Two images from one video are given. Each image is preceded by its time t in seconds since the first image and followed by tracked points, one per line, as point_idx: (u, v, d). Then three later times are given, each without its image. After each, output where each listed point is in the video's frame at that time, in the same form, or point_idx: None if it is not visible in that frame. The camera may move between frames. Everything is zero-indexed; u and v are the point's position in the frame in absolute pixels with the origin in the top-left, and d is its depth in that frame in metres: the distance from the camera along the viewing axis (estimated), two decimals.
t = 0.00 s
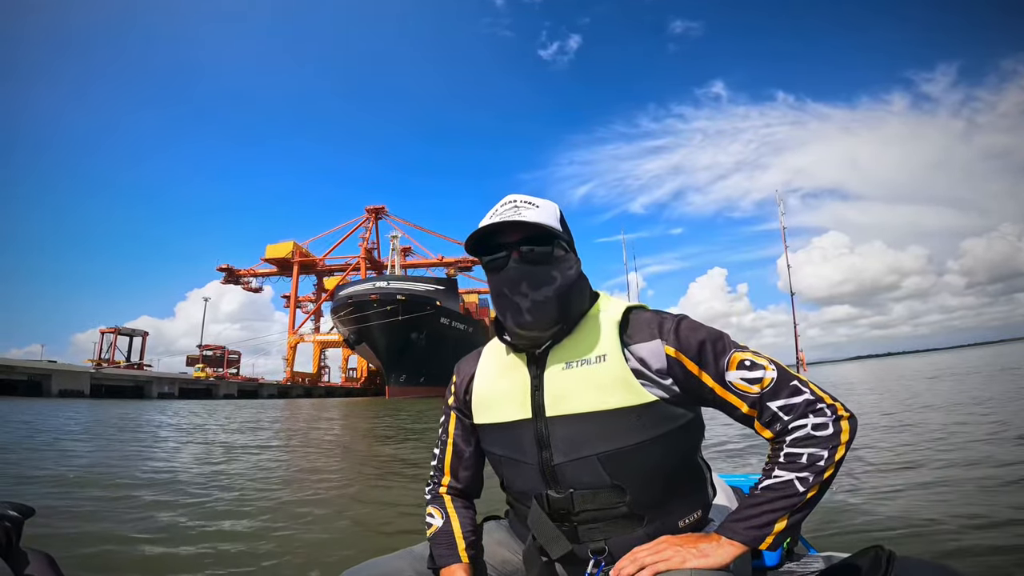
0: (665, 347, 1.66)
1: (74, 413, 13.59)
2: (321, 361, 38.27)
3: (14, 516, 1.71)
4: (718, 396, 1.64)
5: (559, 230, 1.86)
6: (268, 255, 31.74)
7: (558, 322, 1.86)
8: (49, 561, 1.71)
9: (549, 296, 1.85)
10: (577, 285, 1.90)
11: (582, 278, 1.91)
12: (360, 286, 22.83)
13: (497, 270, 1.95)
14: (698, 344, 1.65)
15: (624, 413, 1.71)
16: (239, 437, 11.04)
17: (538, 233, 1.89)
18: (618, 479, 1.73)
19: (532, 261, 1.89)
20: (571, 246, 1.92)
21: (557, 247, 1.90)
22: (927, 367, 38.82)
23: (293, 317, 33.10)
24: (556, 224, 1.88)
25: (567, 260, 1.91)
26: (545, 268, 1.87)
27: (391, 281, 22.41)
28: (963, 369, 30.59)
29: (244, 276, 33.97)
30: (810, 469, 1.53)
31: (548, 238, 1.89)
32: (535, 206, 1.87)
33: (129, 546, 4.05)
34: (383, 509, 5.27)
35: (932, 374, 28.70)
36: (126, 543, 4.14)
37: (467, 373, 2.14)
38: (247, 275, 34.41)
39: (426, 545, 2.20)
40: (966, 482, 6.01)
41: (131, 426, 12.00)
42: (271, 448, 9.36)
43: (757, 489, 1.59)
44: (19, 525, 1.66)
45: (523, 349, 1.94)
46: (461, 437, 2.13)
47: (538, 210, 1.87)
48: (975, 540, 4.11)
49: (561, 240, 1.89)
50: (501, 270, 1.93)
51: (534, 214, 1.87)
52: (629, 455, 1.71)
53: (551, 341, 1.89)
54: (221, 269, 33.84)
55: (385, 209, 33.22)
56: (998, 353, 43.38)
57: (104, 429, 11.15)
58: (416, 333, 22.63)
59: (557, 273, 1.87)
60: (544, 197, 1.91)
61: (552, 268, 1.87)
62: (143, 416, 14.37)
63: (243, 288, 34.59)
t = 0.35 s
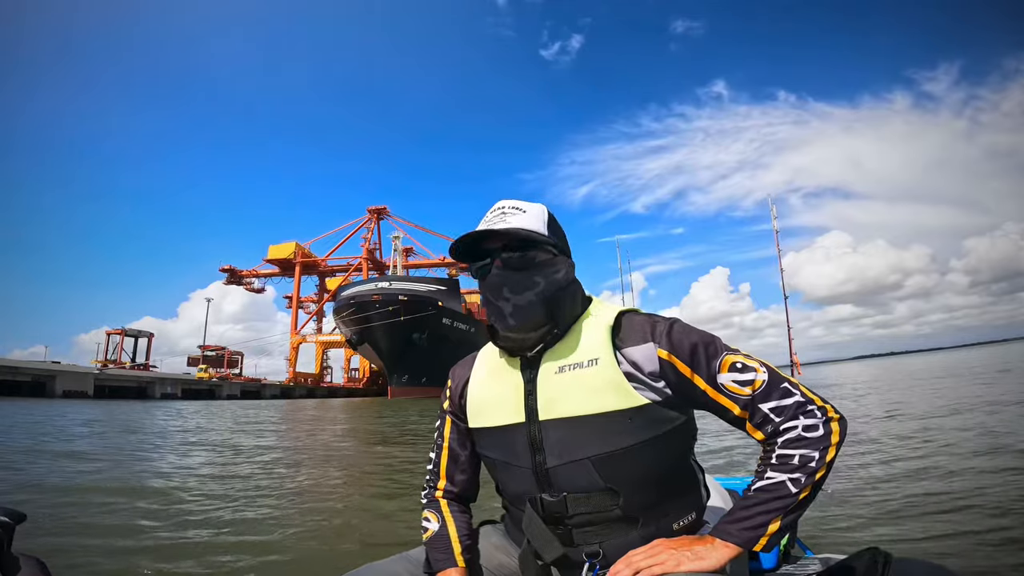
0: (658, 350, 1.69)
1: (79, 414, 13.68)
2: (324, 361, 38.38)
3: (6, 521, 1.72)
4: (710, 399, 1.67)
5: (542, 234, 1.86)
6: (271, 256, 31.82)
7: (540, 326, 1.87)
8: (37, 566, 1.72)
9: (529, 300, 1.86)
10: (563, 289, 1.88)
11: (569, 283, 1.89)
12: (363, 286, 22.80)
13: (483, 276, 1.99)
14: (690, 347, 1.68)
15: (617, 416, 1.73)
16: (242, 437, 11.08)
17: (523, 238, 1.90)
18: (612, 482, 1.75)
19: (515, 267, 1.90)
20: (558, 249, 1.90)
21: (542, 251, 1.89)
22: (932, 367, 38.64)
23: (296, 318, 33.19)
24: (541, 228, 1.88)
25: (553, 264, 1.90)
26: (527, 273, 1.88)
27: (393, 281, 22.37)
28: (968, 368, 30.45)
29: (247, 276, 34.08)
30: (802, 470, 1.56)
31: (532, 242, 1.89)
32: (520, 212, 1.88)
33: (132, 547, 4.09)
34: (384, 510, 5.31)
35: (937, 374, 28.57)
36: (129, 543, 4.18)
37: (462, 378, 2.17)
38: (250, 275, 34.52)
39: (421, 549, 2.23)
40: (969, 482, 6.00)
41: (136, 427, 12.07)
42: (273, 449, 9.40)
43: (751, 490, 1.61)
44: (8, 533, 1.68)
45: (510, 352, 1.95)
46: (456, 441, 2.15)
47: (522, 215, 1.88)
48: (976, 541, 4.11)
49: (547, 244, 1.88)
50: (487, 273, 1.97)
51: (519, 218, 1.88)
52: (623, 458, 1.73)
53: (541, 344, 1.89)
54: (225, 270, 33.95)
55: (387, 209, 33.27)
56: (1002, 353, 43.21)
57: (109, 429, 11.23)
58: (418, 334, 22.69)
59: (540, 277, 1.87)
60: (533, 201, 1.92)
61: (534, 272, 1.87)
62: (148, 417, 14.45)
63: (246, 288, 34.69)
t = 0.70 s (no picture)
0: (639, 342, 1.72)
1: (83, 415, 13.76)
2: (326, 361, 38.48)
3: None
4: (690, 390, 1.69)
5: (502, 238, 1.90)
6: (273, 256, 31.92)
7: (504, 327, 1.94)
8: (32, 557, 1.72)
9: (491, 302, 1.94)
10: (528, 289, 1.92)
11: (534, 282, 1.91)
12: (366, 286, 22.74)
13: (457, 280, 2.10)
14: (670, 339, 1.71)
15: (602, 405, 1.77)
16: (245, 437, 11.15)
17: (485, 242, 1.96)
18: (599, 470, 1.79)
19: (478, 271, 1.97)
20: (522, 248, 1.92)
21: (505, 253, 1.93)
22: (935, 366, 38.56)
23: (298, 318, 33.29)
24: (504, 231, 1.91)
25: (518, 266, 1.92)
26: (488, 277, 1.94)
27: (395, 281, 22.37)
28: (971, 367, 30.40)
29: (250, 276, 34.22)
30: (781, 461, 1.57)
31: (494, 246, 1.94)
32: (484, 218, 1.94)
33: (133, 546, 4.13)
34: (384, 510, 5.35)
35: (941, 373, 28.51)
36: (129, 543, 4.21)
37: (456, 372, 2.22)
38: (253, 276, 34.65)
39: (414, 541, 2.26)
40: (968, 481, 6.01)
41: (139, 427, 12.15)
42: (275, 449, 9.46)
43: (734, 482, 1.62)
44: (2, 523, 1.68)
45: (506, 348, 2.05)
46: (450, 433, 2.20)
47: (490, 220, 1.95)
48: (972, 538, 4.13)
49: (510, 246, 1.91)
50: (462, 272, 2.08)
51: (484, 225, 1.95)
52: (609, 446, 1.77)
53: (531, 339, 1.95)
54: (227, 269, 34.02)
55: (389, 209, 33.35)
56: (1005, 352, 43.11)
57: (113, 429, 11.31)
58: (420, 334, 22.74)
59: (501, 280, 1.93)
60: (504, 204, 1.96)
61: (494, 274, 1.94)
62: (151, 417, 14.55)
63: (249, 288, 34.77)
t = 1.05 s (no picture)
0: (637, 339, 1.76)
1: (87, 413, 13.86)
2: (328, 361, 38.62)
3: None
4: (688, 387, 1.72)
5: (498, 234, 1.93)
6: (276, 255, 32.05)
7: (498, 323, 1.97)
8: (30, 546, 1.76)
9: (486, 298, 1.95)
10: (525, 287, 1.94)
11: (529, 277, 1.94)
12: (368, 285, 22.89)
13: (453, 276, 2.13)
14: (667, 337, 1.74)
15: (601, 402, 1.81)
16: (248, 436, 11.24)
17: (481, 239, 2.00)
18: (597, 466, 1.83)
19: (472, 267, 1.99)
20: (517, 244, 1.95)
21: (499, 249, 1.96)
22: (938, 367, 38.52)
23: (301, 317, 33.43)
24: (499, 228, 1.95)
25: (513, 262, 1.96)
26: (482, 273, 1.97)
27: (398, 281, 22.49)
28: (973, 368, 30.37)
29: (253, 276, 34.36)
30: (778, 460, 1.60)
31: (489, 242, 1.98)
32: (480, 215, 1.99)
33: (133, 544, 4.17)
34: (383, 509, 5.40)
35: (942, 374, 28.50)
36: (129, 542, 4.25)
37: (455, 368, 2.26)
38: (256, 275, 34.79)
39: (411, 535, 2.31)
40: (964, 482, 6.05)
41: (142, 426, 12.22)
42: (276, 448, 9.53)
43: (730, 482, 1.65)
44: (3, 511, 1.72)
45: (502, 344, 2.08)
46: (448, 429, 2.24)
47: (485, 218, 1.98)
48: (965, 538, 4.17)
49: (505, 242, 1.95)
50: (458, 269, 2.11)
51: (481, 221, 1.99)
52: (607, 443, 1.81)
53: (526, 336, 1.99)
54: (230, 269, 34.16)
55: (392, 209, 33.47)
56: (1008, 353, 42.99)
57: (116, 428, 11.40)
58: (422, 333, 22.82)
59: (496, 275, 1.95)
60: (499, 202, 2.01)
61: (489, 270, 1.96)
62: (154, 416, 14.63)
63: (252, 288, 34.90)
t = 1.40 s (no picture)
0: (656, 345, 1.76)
1: (92, 413, 13.95)
2: (331, 360, 38.70)
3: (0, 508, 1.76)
4: (707, 395, 1.72)
5: (536, 230, 1.95)
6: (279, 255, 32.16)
7: (532, 323, 1.97)
8: (34, 551, 1.78)
9: (522, 295, 1.96)
10: (561, 288, 1.98)
11: (561, 276, 1.98)
12: (371, 285, 22.96)
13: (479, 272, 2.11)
14: (687, 344, 1.75)
15: (616, 407, 1.82)
16: (252, 436, 11.30)
17: (515, 235, 2.01)
18: (611, 472, 1.83)
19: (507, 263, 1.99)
20: (552, 243, 1.99)
21: (534, 247, 1.99)
22: (942, 367, 38.37)
23: (304, 316, 33.53)
24: (535, 224, 1.97)
25: (548, 260, 1.99)
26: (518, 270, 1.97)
27: (400, 281, 22.56)
28: (977, 368, 30.24)
29: (256, 275, 34.51)
30: (795, 467, 1.60)
31: (524, 239, 1.99)
32: (514, 210, 1.99)
33: (138, 545, 4.20)
34: (386, 509, 5.42)
35: (946, 375, 28.41)
36: (133, 543, 4.28)
37: (465, 372, 2.27)
38: (259, 275, 34.93)
39: (416, 540, 2.32)
40: (968, 483, 6.04)
41: (146, 425, 12.30)
42: (279, 447, 9.58)
43: (745, 487, 1.65)
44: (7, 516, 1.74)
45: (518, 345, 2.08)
46: (458, 432, 2.26)
47: (518, 213, 1.99)
48: (968, 539, 4.17)
49: (541, 239, 1.98)
50: (486, 266, 2.10)
51: (512, 216, 1.99)
52: (621, 448, 1.82)
53: (542, 338, 2.00)
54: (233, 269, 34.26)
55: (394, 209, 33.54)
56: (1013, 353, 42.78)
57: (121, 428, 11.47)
58: (425, 333, 22.86)
59: (532, 273, 1.97)
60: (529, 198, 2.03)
61: (525, 268, 1.98)
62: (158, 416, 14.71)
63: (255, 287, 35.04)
